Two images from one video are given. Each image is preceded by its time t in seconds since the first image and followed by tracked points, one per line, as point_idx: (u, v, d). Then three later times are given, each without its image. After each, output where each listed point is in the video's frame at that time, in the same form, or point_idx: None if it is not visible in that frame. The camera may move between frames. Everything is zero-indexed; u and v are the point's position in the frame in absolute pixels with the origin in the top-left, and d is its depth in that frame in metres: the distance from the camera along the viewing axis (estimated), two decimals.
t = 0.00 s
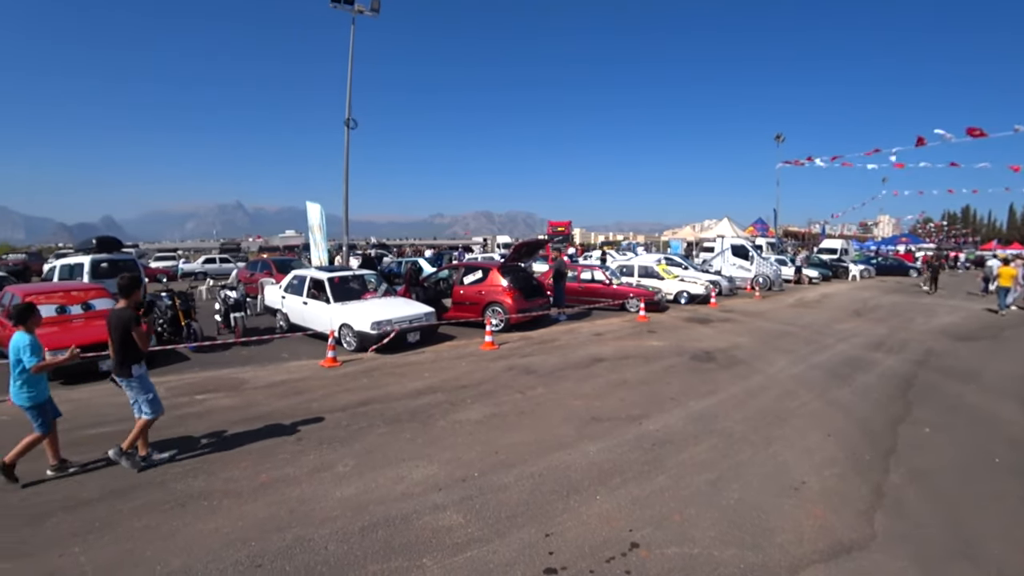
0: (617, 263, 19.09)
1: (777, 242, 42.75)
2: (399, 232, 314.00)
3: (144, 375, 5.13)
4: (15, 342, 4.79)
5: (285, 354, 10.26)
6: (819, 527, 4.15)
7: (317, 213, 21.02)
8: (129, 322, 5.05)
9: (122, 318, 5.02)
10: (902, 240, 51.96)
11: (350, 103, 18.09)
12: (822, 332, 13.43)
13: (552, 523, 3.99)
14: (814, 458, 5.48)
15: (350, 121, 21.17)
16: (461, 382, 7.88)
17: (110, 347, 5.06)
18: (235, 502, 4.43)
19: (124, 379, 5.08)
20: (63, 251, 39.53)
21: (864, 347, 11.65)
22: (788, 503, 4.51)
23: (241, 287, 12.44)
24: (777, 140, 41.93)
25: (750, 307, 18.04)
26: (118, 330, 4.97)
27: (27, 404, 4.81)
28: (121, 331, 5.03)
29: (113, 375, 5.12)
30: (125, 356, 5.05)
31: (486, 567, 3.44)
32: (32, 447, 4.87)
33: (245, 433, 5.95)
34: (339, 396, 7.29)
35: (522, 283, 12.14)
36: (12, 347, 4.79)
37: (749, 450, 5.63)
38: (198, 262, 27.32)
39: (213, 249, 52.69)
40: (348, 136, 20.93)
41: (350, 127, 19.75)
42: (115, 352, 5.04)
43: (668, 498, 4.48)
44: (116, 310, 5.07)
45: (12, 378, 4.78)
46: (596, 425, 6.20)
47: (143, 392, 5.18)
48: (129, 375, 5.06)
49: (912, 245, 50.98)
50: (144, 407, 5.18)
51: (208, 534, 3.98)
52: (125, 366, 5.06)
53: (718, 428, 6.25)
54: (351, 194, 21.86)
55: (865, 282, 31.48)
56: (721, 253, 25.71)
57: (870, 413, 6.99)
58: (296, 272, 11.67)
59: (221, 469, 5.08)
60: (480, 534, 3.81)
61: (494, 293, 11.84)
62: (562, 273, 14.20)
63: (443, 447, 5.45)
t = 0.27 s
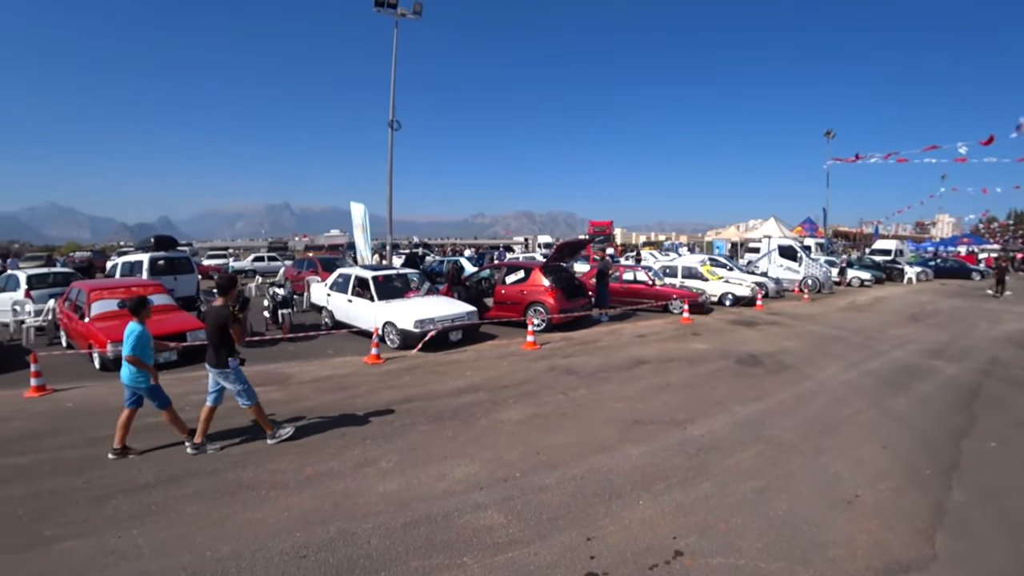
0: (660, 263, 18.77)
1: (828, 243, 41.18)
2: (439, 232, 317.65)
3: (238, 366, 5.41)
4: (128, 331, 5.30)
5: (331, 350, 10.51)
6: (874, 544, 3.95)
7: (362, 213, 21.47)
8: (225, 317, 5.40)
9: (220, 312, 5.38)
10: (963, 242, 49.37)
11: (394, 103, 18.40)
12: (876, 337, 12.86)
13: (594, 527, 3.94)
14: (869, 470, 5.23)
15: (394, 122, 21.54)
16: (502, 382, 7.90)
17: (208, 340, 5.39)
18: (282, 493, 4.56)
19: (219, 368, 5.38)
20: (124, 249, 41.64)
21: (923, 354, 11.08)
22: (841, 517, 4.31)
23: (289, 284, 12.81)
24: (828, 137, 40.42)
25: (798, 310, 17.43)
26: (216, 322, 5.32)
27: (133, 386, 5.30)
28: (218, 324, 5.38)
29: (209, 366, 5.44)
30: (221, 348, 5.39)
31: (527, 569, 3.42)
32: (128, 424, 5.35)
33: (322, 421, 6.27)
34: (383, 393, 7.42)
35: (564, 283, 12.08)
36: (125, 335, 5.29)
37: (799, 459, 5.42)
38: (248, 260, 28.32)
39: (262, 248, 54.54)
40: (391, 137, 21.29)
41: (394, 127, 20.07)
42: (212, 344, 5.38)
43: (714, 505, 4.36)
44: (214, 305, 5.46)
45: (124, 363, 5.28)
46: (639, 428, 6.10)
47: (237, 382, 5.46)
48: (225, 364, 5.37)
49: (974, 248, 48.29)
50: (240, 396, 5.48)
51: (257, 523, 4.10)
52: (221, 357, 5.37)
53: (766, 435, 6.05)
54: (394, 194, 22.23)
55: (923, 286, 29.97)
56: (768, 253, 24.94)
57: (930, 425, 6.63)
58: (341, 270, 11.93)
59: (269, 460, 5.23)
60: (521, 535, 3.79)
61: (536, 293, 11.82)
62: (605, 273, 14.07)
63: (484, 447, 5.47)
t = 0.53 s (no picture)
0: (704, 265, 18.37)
1: (881, 245, 39.44)
2: (479, 232, 319.90)
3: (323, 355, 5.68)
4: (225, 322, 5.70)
5: (374, 348, 10.71)
6: (934, 563, 3.74)
7: (404, 213, 21.80)
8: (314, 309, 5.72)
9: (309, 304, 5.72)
10: None
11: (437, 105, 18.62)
12: (935, 344, 12.22)
13: (635, 532, 3.88)
14: (927, 484, 4.97)
15: (436, 123, 21.84)
16: (542, 382, 7.87)
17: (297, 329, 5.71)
18: (327, 487, 4.67)
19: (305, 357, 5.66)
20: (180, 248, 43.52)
21: (987, 363, 10.47)
22: (897, 532, 4.11)
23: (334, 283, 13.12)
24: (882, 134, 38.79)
25: (850, 315, 16.75)
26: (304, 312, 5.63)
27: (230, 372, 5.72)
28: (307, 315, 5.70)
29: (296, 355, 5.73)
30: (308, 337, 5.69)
31: (567, 572, 3.38)
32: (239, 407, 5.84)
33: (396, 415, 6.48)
34: (424, 391, 7.50)
35: (605, 284, 11.98)
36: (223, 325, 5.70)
37: (852, 470, 5.20)
38: (294, 259, 29.12)
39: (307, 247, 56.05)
40: (433, 138, 21.55)
41: (436, 128, 20.30)
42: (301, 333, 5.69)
43: (760, 515, 4.22)
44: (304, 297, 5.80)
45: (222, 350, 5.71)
46: (681, 433, 5.97)
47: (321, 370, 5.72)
48: (310, 353, 5.64)
49: None
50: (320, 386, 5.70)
51: (301, 515, 4.20)
52: (307, 345, 5.66)
53: (816, 444, 5.83)
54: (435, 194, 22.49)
55: (985, 291, 28.34)
56: (816, 255, 24.07)
57: (995, 439, 6.25)
58: (384, 270, 12.14)
59: (315, 454, 5.36)
60: (561, 538, 3.76)
61: (577, 294, 11.75)
62: (647, 274, 13.86)
63: (524, 447, 5.46)
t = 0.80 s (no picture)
0: (743, 267, 17.95)
1: (932, 246, 37.77)
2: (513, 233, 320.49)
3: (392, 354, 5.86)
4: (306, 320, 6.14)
5: (410, 347, 10.85)
6: None
7: (440, 214, 22.02)
8: (388, 309, 5.90)
9: (383, 303, 5.88)
10: None
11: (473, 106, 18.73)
12: (991, 351, 11.63)
13: (672, 538, 3.81)
14: (984, 500, 4.72)
15: (473, 125, 22.04)
16: (578, 384, 7.83)
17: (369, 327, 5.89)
18: (365, 483, 4.74)
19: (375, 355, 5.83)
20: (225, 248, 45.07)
21: None
22: (951, 549, 3.92)
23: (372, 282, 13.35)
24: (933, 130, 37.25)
25: (898, 319, 16.10)
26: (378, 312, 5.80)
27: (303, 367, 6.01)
28: (380, 314, 5.87)
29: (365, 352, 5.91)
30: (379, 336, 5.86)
31: None
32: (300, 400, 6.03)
33: (451, 411, 6.58)
34: (460, 390, 7.56)
35: (642, 286, 11.84)
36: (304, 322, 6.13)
37: (901, 482, 4.98)
38: (333, 258, 29.75)
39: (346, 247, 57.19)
40: (470, 139, 21.77)
41: (472, 129, 20.44)
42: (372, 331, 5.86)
43: (803, 525, 4.09)
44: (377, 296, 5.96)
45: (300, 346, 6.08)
46: (720, 438, 5.84)
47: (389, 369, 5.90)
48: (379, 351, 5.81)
49: None
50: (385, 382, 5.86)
51: (340, 509, 4.28)
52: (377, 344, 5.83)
53: (863, 453, 5.61)
54: (471, 195, 22.68)
55: None
56: (862, 257, 23.22)
57: None
58: (421, 270, 12.28)
59: (353, 450, 5.46)
60: (596, 541, 3.72)
61: (614, 295, 11.65)
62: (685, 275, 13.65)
63: (560, 448, 5.43)
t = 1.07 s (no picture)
0: (786, 269, 17.46)
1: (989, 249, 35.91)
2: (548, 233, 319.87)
3: (466, 350, 6.00)
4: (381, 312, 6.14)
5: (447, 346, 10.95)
6: None
7: (477, 214, 22.15)
8: (462, 307, 6.07)
9: (459, 301, 6.06)
10: None
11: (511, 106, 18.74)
12: None
13: (711, 546, 3.72)
14: None
15: (510, 126, 22.14)
16: (615, 386, 7.75)
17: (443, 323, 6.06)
18: (402, 480, 4.80)
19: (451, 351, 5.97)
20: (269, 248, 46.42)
21: None
22: (1010, 568, 3.71)
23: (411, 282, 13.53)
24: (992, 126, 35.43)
25: (952, 325, 15.36)
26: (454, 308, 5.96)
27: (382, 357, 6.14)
28: (456, 312, 6.04)
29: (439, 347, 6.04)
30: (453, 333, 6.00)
31: None
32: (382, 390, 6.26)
33: (488, 412, 6.61)
34: (496, 390, 7.58)
35: (681, 288, 11.66)
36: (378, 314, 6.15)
37: (955, 496, 4.75)
38: (372, 258, 30.26)
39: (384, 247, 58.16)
40: (506, 140, 21.88)
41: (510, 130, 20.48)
42: (447, 328, 6.01)
43: (849, 538, 3.94)
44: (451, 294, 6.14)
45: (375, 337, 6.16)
46: (762, 445, 5.69)
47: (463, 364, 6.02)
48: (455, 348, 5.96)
49: None
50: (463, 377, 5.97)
51: (378, 505, 4.35)
52: (452, 340, 5.97)
53: (913, 465, 5.38)
54: (508, 195, 22.75)
55: None
56: (913, 259, 22.25)
57: None
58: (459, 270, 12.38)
59: (391, 447, 5.53)
60: (633, 546, 3.68)
61: (652, 297, 11.52)
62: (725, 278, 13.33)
63: (597, 451, 5.39)
